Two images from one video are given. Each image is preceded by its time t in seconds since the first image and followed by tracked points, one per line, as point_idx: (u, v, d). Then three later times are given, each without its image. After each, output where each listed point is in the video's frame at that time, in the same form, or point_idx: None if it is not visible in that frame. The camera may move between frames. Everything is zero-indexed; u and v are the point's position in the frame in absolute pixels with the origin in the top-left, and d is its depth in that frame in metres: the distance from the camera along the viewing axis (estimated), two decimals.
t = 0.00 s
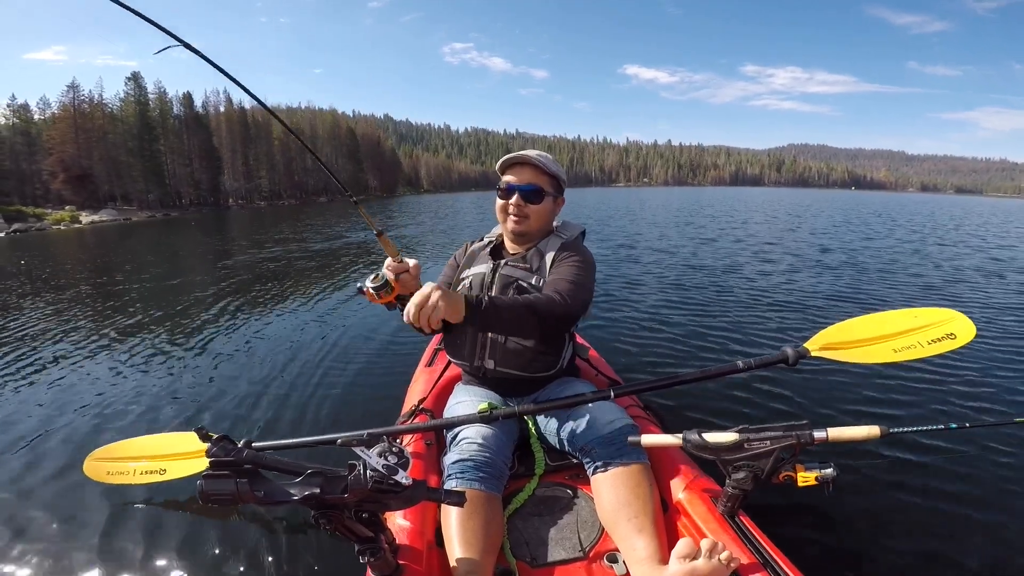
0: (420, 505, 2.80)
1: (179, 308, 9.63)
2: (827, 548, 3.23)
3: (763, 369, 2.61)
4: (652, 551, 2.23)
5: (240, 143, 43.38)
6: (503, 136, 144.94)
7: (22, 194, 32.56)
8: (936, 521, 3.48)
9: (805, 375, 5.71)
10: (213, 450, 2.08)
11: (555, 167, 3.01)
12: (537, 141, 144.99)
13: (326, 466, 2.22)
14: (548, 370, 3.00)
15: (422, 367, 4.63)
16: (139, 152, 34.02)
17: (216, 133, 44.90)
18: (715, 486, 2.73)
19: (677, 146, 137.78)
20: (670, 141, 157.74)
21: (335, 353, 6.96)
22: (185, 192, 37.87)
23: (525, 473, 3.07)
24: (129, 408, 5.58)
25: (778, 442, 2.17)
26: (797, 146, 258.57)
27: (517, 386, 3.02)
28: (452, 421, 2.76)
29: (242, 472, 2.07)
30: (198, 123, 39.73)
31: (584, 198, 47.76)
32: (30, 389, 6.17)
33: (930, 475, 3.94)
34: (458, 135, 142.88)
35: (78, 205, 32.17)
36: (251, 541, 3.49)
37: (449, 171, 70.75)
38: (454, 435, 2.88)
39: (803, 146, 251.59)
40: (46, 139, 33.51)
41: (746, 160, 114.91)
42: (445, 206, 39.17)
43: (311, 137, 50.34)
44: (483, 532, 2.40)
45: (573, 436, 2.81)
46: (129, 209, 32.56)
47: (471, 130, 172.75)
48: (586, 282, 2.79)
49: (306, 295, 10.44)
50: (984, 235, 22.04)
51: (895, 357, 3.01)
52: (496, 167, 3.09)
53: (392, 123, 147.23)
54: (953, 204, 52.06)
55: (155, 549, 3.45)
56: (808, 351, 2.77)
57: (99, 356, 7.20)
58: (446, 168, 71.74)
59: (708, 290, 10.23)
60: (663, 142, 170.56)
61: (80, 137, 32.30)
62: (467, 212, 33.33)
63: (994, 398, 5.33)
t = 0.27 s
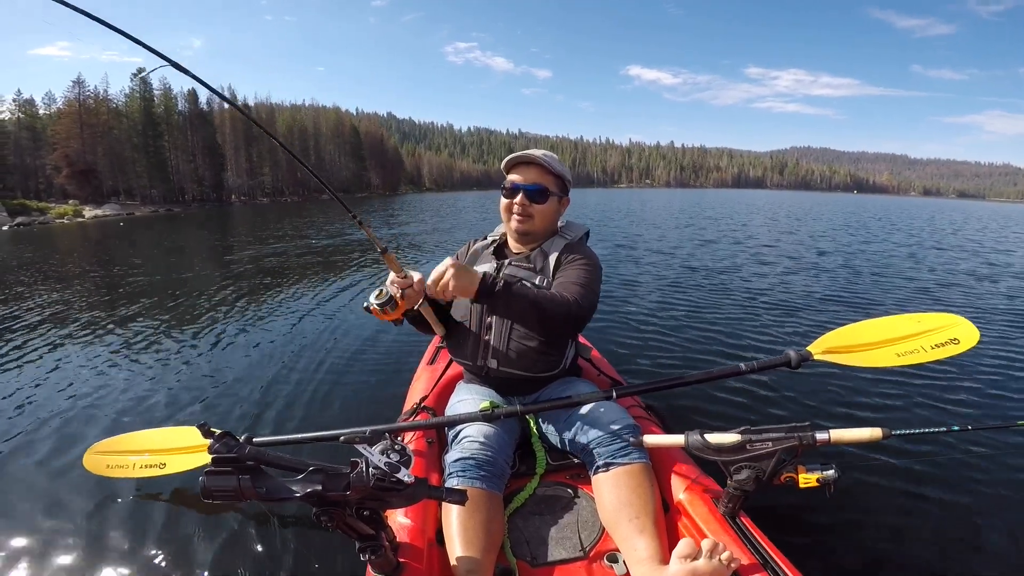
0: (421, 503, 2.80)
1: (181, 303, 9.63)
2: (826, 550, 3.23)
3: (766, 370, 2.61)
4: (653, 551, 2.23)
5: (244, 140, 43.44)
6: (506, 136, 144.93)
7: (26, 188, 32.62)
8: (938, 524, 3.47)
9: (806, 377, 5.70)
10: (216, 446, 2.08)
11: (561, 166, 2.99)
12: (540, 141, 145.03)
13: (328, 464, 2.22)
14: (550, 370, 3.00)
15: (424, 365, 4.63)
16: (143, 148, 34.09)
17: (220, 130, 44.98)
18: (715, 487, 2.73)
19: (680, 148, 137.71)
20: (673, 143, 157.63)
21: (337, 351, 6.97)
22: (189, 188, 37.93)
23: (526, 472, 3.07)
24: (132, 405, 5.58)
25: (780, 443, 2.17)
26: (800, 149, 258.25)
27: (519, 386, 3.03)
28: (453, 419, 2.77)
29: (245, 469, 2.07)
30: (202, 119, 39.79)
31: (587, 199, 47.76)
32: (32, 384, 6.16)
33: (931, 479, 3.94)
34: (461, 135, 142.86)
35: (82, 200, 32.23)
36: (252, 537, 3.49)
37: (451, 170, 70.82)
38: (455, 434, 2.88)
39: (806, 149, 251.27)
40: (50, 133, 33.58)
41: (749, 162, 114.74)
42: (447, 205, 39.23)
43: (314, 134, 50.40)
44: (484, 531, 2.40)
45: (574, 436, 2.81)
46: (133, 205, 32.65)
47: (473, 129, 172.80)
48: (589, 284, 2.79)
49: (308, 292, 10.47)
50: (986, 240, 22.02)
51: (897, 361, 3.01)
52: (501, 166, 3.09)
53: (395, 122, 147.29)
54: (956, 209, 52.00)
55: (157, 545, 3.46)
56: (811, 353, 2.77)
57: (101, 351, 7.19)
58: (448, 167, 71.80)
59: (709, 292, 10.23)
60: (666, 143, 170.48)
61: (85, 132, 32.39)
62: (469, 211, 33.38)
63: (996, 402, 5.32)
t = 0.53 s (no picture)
0: (422, 504, 2.79)
1: (182, 307, 9.61)
2: (829, 547, 3.24)
3: (766, 368, 2.60)
4: (653, 550, 2.23)
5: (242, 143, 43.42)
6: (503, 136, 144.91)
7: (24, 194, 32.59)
8: (939, 519, 3.47)
9: (806, 374, 5.70)
10: (216, 448, 2.08)
11: (558, 166, 2.99)
12: (537, 141, 145.06)
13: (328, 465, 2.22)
14: (547, 371, 2.99)
15: (423, 367, 4.62)
16: (141, 152, 34.06)
17: (218, 134, 44.96)
18: (716, 486, 2.73)
19: (678, 146, 137.67)
20: (671, 141, 157.57)
21: (337, 353, 6.95)
22: (187, 192, 37.90)
23: (526, 472, 3.07)
24: (133, 409, 5.54)
25: (780, 441, 2.17)
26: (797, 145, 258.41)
27: (516, 386, 3.02)
28: (453, 420, 2.76)
29: (245, 471, 2.06)
30: (200, 123, 39.77)
31: (585, 198, 47.77)
32: (33, 390, 6.12)
33: (932, 474, 3.94)
34: (458, 135, 142.81)
35: (80, 206, 32.19)
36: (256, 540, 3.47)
37: (449, 171, 70.79)
38: (455, 434, 2.88)
39: (804, 145, 251.44)
40: (47, 139, 33.55)
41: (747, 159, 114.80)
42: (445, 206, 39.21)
43: (312, 137, 50.38)
44: (485, 531, 2.40)
45: (574, 435, 2.81)
46: (131, 210, 32.61)
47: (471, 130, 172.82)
48: (585, 284, 2.79)
49: (308, 294, 10.49)
50: (985, 234, 22.04)
51: (897, 356, 3.01)
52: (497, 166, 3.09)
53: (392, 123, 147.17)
54: (953, 203, 52.07)
55: (159, 548, 3.44)
56: (810, 350, 2.77)
57: (103, 356, 7.16)
58: (446, 168, 71.78)
59: (709, 290, 10.23)
60: (663, 142, 170.48)
61: (82, 137, 32.37)
62: (467, 212, 33.38)
63: (995, 397, 5.33)
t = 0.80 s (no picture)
0: (422, 503, 2.80)
1: (185, 302, 9.61)
2: (829, 549, 3.23)
3: (768, 369, 2.60)
4: (654, 550, 2.23)
5: (246, 139, 43.50)
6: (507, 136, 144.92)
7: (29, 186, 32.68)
8: (940, 523, 3.47)
9: (807, 376, 5.70)
10: (218, 446, 2.08)
11: (561, 166, 2.98)
12: (541, 142, 145.09)
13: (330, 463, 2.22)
14: (550, 371, 3.00)
15: (424, 365, 4.62)
16: (146, 146, 34.15)
17: (223, 129, 45.06)
18: (717, 486, 2.73)
19: (682, 148, 137.56)
20: (674, 143, 157.46)
21: (338, 350, 6.96)
22: (191, 187, 37.97)
23: (527, 472, 3.07)
24: (136, 406, 5.54)
25: (781, 442, 2.17)
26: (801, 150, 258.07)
27: (518, 385, 3.02)
28: (454, 418, 2.76)
29: (247, 468, 2.07)
30: (205, 118, 39.84)
31: (588, 199, 47.78)
32: (35, 385, 6.11)
33: (933, 478, 3.93)
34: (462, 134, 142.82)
35: (85, 198, 32.28)
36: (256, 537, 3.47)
37: (452, 170, 70.86)
38: (456, 433, 2.88)
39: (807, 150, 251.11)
40: (53, 131, 33.64)
41: (751, 163, 114.68)
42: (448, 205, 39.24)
43: (316, 134, 50.47)
44: (486, 529, 2.40)
45: (576, 434, 2.81)
46: (136, 203, 32.69)
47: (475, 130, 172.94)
48: (588, 285, 2.80)
49: (311, 290, 10.55)
50: (988, 241, 22.00)
51: (899, 359, 3.00)
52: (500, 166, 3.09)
53: (396, 121, 147.23)
54: (957, 210, 51.99)
55: (158, 542, 3.45)
56: (813, 351, 2.76)
57: (106, 351, 7.16)
58: (450, 167, 71.84)
59: (710, 292, 10.23)
60: (667, 144, 170.40)
61: (88, 130, 32.48)
62: (470, 210, 33.43)
63: (998, 402, 5.32)
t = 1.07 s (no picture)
0: (421, 504, 2.79)
1: (185, 304, 9.59)
2: (829, 548, 3.23)
3: (767, 368, 2.59)
4: (654, 550, 2.23)
5: (245, 141, 43.53)
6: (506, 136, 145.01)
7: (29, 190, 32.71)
8: (940, 521, 3.46)
9: (806, 375, 5.70)
10: (216, 448, 2.08)
11: (556, 167, 2.98)
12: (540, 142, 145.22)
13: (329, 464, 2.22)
14: (547, 370, 3.00)
15: (424, 366, 4.62)
16: (145, 148, 34.18)
17: (222, 131, 45.11)
18: (717, 485, 2.73)
19: (680, 148, 137.59)
20: (673, 143, 157.54)
21: (337, 351, 6.95)
22: (190, 189, 38.00)
23: (527, 472, 3.07)
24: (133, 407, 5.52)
25: (781, 441, 2.17)
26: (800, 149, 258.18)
27: (516, 385, 3.02)
28: (453, 419, 2.76)
29: (245, 470, 2.07)
30: (204, 120, 39.87)
31: (588, 199, 47.76)
32: (32, 387, 6.08)
33: (933, 476, 3.93)
34: (461, 135, 142.82)
35: (85, 201, 32.29)
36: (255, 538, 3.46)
37: (451, 171, 70.88)
38: (456, 434, 2.88)
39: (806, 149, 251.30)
40: (53, 134, 33.68)
41: (750, 162, 114.64)
42: (447, 206, 39.25)
43: (315, 135, 50.51)
44: (485, 531, 2.40)
45: (575, 434, 2.81)
46: (135, 206, 32.68)
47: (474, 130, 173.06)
48: (584, 285, 2.79)
49: (310, 291, 10.56)
50: (988, 239, 21.99)
51: (898, 359, 3.00)
52: (495, 167, 3.09)
53: (394, 122, 147.10)
54: (956, 208, 51.98)
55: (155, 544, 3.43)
56: (812, 351, 2.75)
57: (104, 353, 7.13)
58: (449, 168, 71.85)
59: (709, 291, 10.23)
60: (666, 143, 170.48)
61: (87, 133, 32.54)
62: (469, 211, 33.44)
63: (998, 401, 5.31)
